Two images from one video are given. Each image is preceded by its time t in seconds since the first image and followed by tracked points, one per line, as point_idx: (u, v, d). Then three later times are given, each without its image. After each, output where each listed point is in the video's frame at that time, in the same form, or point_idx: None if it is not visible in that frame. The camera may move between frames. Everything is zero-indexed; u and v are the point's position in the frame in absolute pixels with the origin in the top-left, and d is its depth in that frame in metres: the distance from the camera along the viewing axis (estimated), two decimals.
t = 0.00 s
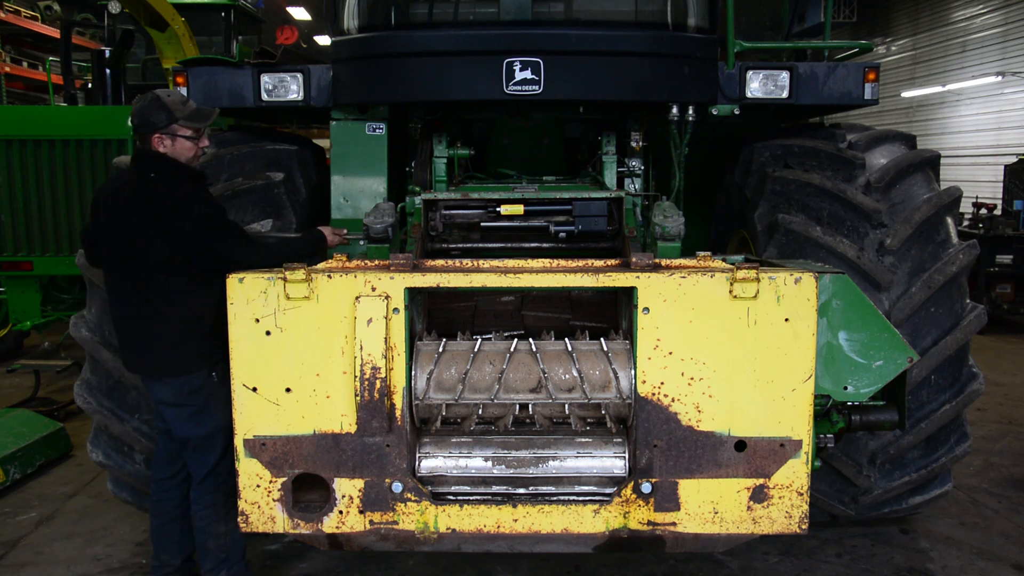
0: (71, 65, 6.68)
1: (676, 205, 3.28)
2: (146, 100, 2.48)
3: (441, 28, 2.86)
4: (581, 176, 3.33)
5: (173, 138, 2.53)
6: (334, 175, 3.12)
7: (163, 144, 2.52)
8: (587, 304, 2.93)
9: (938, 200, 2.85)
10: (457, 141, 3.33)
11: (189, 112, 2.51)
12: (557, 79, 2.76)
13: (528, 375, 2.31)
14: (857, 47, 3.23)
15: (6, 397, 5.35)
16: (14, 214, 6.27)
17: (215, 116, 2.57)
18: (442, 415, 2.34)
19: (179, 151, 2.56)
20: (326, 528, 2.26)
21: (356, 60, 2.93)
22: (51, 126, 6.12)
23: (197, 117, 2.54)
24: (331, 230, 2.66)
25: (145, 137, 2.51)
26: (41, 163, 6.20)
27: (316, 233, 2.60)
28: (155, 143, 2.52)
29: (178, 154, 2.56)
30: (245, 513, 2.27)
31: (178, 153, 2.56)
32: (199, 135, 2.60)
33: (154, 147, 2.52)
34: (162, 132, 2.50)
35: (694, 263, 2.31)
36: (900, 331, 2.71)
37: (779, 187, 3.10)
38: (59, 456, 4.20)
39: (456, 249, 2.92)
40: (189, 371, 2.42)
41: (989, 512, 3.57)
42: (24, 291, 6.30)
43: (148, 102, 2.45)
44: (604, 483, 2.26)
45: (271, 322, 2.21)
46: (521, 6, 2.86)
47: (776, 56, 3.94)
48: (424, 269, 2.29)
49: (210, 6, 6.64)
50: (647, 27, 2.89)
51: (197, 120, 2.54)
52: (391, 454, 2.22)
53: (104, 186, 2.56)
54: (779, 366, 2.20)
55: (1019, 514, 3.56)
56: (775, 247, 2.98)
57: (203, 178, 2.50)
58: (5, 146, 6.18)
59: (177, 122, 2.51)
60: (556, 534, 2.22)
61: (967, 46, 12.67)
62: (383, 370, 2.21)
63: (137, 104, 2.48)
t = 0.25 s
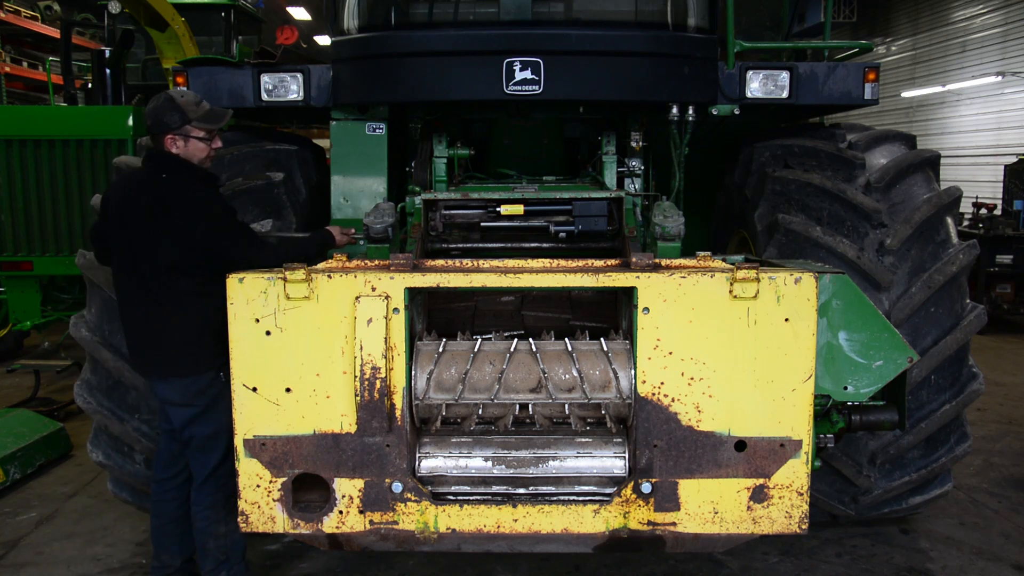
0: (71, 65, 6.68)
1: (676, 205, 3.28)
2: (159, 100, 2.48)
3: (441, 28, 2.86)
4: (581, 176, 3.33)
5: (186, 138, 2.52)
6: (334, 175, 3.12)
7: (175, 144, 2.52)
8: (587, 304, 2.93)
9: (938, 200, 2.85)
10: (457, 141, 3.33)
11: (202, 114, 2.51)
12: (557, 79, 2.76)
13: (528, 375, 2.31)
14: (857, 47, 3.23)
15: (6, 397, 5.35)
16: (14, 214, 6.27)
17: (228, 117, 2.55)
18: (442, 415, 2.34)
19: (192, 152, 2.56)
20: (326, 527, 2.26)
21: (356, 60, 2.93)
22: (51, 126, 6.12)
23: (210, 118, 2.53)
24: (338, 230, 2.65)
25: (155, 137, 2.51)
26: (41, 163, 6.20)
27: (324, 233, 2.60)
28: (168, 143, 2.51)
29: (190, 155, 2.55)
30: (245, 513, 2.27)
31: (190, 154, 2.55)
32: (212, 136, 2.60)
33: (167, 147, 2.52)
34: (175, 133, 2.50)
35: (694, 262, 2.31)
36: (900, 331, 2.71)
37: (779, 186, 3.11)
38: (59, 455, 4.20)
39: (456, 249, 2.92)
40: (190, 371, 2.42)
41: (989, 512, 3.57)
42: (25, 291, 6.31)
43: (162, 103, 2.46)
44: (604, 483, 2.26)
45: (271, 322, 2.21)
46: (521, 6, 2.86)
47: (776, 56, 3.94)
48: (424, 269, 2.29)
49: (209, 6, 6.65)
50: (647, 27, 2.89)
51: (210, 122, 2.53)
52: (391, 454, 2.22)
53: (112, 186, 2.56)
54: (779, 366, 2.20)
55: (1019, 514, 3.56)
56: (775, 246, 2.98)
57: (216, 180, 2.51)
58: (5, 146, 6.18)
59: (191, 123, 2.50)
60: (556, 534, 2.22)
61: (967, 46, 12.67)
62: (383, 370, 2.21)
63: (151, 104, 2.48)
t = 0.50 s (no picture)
0: (71, 65, 6.68)
1: (676, 205, 3.28)
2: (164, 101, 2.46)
3: (441, 28, 2.86)
4: (581, 176, 3.33)
5: (192, 140, 2.52)
6: (334, 175, 3.12)
7: (181, 146, 2.52)
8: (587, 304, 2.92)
9: (938, 200, 2.85)
10: (457, 141, 3.33)
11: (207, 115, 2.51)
12: (557, 79, 2.76)
13: (528, 375, 2.31)
14: (857, 47, 3.22)
15: (6, 397, 5.35)
16: (14, 214, 6.27)
17: (234, 119, 2.54)
18: (442, 415, 2.34)
19: (197, 154, 2.55)
20: (326, 528, 2.26)
21: (356, 61, 2.93)
22: (51, 126, 6.12)
23: (216, 120, 2.52)
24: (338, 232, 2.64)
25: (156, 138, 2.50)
26: (40, 163, 6.20)
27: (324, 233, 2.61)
28: (174, 145, 2.51)
29: (196, 157, 2.56)
30: (245, 513, 2.27)
31: (196, 155, 2.56)
32: (217, 138, 2.60)
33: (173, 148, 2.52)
34: (182, 135, 2.50)
35: (694, 262, 2.31)
36: (900, 331, 2.70)
37: (779, 186, 3.11)
38: (59, 455, 4.20)
39: (456, 249, 2.92)
40: (190, 371, 2.42)
41: (989, 512, 3.57)
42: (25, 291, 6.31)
43: (168, 105, 2.45)
44: (604, 483, 2.26)
45: (271, 322, 2.21)
46: (521, 6, 2.86)
47: (776, 56, 3.94)
48: (424, 269, 2.29)
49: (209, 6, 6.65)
50: (647, 27, 2.89)
51: (216, 124, 2.53)
52: (391, 454, 2.22)
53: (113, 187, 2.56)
54: (779, 366, 2.20)
55: (1019, 514, 3.56)
56: (775, 246, 2.98)
57: (220, 181, 2.51)
58: (5, 146, 6.18)
59: (197, 125, 2.50)
60: (556, 534, 2.22)
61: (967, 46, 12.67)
62: (383, 370, 2.21)
63: (157, 105, 2.47)
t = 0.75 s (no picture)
0: (71, 65, 6.68)
1: (676, 205, 3.28)
2: (164, 101, 2.46)
3: (441, 28, 2.86)
4: (581, 176, 3.33)
5: (191, 141, 2.52)
6: (334, 175, 3.12)
7: (180, 147, 2.52)
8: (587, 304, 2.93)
9: (938, 200, 2.85)
10: (457, 141, 3.33)
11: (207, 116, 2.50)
12: (557, 79, 2.76)
13: (528, 375, 2.31)
14: (857, 47, 3.22)
15: (6, 397, 5.35)
16: (14, 214, 6.28)
17: (234, 120, 2.54)
18: (442, 415, 2.34)
19: (197, 155, 2.56)
20: (326, 527, 2.26)
21: (356, 61, 2.93)
22: (51, 126, 6.12)
23: (216, 121, 2.52)
24: (331, 228, 2.70)
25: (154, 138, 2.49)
26: (40, 163, 6.20)
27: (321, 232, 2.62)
28: (173, 145, 2.51)
29: (196, 158, 2.56)
30: (245, 513, 2.27)
31: (196, 156, 2.56)
32: (217, 139, 2.59)
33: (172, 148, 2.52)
34: (181, 136, 2.49)
35: (694, 262, 2.31)
36: (900, 331, 2.70)
37: (779, 186, 3.11)
38: (59, 455, 4.20)
39: (456, 249, 2.92)
40: (187, 371, 2.42)
41: (989, 512, 3.57)
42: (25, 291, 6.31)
43: (168, 105, 2.45)
44: (604, 483, 2.26)
45: (271, 322, 2.21)
46: (521, 6, 2.86)
47: (776, 56, 3.94)
48: (424, 269, 2.29)
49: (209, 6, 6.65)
50: (647, 27, 2.89)
51: (216, 125, 2.53)
52: (391, 454, 2.22)
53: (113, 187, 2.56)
54: (779, 366, 2.20)
55: (1019, 514, 3.56)
56: (775, 246, 2.98)
57: (219, 182, 2.51)
58: (5, 146, 6.18)
59: (197, 126, 2.50)
60: (556, 534, 2.22)
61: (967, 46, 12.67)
62: (383, 370, 2.21)
63: (157, 105, 2.47)
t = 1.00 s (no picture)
0: (71, 65, 6.68)
1: (676, 205, 3.28)
2: (164, 101, 2.46)
3: (441, 28, 2.86)
4: (581, 176, 3.33)
5: (191, 141, 2.52)
6: (334, 175, 3.12)
7: (180, 147, 2.51)
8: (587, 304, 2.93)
9: (938, 200, 2.85)
10: (457, 141, 3.33)
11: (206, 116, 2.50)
12: (557, 79, 2.76)
13: (528, 375, 2.31)
14: (857, 47, 3.22)
15: (6, 397, 5.35)
16: (14, 214, 6.27)
17: (233, 121, 2.54)
18: (442, 415, 2.34)
19: (196, 155, 2.55)
20: (326, 527, 2.26)
21: (356, 61, 2.93)
22: (51, 126, 6.12)
23: (216, 122, 2.52)
24: (332, 232, 2.64)
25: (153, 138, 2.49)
26: (40, 163, 6.19)
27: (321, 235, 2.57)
28: (173, 145, 2.51)
29: (195, 158, 2.55)
30: (245, 513, 2.27)
31: (195, 156, 2.55)
32: (216, 139, 2.59)
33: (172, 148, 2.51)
34: (181, 136, 2.49)
35: (694, 262, 2.31)
36: (900, 331, 2.70)
37: (779, 186, 3.11)
38: (59, 455, 4.20)
39: (456, 249, 2.92)
40: (187, 371, 2.42)
41: (989, 512, 3.57)
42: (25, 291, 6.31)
43: (168, 105, 2.45)
44: (604, 483, 2.26)
45: (271, 322, 2.21)
46: (521, 6, 2.86)
47: (776, 56, 3.94)
48: (424, 269, 2.29)
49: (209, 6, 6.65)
50: (647, 27, 2.89)
51: (216, 125, 2.53)
52: (391, 454, 2.22)
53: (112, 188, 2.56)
54: (779, 366, 2.20)
55: (1019, 514, 3.56)
56: (775, 246, 2.98)
57: (218, 182, 2.51)
58: (5, 146, 6.18)
59: (196, 126, 2.49)
60: (556, 534, 2.22)
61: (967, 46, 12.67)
62: (383, 370, 2.21)
63: (157, 105, 2.47)
